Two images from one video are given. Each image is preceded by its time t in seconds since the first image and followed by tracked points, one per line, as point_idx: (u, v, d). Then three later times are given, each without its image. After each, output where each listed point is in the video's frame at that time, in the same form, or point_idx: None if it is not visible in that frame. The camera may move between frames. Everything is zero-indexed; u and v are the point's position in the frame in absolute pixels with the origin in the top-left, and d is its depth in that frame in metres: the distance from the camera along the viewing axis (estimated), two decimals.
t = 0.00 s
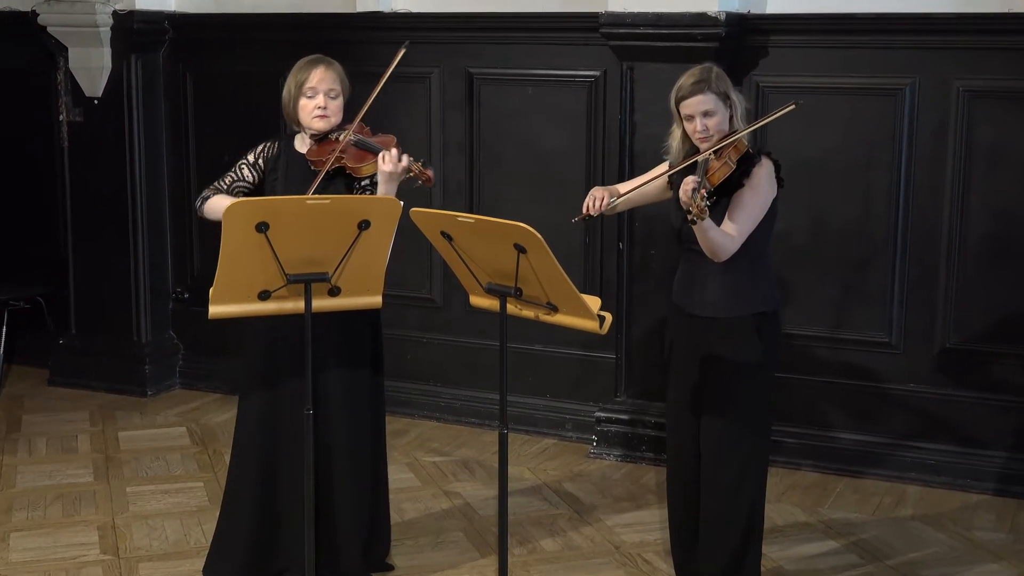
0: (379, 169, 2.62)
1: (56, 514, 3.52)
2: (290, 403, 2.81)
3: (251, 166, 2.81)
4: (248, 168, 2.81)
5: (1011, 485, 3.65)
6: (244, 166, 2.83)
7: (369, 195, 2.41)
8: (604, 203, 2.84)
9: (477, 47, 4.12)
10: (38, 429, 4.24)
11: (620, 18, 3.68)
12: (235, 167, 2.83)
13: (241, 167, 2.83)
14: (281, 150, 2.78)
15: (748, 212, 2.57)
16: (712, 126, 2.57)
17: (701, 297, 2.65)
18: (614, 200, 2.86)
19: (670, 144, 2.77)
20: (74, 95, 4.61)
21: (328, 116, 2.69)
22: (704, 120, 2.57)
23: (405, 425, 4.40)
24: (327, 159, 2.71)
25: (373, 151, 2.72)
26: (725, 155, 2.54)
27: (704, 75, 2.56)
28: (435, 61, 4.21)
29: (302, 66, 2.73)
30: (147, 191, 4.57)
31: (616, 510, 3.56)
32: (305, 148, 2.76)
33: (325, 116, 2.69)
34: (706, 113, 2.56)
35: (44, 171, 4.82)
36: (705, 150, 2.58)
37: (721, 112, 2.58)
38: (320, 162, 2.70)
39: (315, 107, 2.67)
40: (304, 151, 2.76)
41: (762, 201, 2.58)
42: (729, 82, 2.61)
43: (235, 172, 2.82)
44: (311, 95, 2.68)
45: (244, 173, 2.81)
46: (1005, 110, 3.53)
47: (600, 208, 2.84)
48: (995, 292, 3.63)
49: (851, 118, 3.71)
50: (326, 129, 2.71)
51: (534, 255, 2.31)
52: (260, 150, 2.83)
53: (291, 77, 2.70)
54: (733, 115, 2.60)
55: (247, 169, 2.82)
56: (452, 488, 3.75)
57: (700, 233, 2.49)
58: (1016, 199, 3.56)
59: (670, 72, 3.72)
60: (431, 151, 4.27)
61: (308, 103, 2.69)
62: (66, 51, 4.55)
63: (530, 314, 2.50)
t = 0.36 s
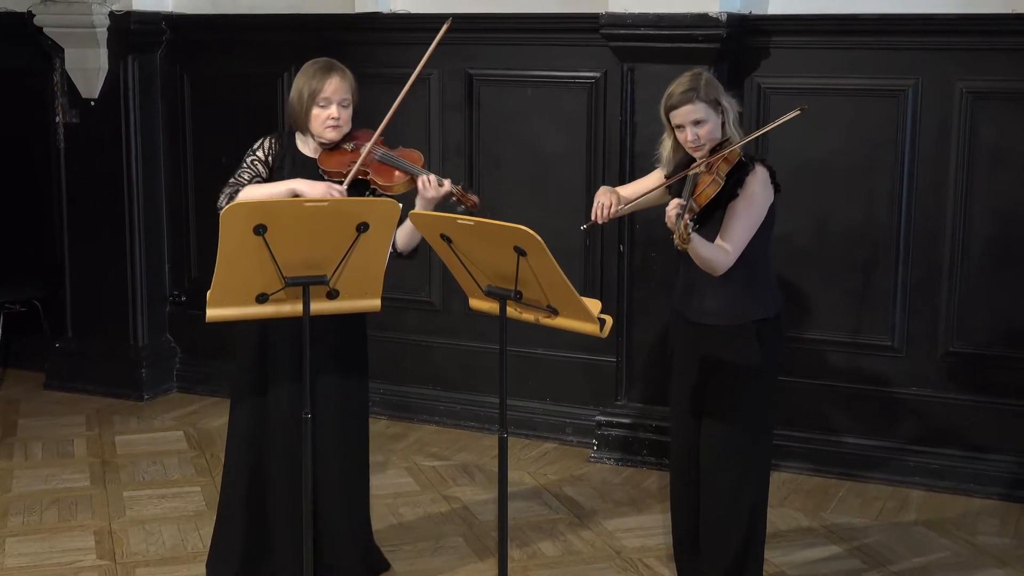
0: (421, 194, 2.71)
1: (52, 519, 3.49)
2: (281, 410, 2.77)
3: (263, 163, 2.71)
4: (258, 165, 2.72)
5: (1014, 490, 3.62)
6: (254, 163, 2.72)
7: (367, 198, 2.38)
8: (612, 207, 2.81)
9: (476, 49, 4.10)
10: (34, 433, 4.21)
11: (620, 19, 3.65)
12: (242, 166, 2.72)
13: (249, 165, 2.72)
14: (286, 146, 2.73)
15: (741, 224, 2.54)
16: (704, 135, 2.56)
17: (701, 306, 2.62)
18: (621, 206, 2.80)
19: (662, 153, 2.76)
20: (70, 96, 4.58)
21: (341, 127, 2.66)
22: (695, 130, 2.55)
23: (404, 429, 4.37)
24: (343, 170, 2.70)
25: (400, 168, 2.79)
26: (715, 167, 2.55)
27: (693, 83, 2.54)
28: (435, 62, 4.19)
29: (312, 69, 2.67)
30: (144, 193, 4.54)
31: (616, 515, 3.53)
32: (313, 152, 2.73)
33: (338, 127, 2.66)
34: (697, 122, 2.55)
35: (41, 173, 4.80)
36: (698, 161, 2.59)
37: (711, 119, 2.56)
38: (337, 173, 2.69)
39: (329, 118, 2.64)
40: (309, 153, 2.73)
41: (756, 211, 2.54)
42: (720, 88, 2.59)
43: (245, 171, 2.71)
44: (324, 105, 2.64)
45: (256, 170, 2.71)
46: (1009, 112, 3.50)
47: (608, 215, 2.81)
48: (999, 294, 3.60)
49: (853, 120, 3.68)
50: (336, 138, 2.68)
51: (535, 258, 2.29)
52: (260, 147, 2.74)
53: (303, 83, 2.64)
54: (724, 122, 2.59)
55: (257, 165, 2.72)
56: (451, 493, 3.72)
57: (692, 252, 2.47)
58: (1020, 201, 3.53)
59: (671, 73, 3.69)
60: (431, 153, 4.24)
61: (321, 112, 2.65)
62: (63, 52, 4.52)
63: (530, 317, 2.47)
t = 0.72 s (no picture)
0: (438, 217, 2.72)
1: (47, 525, 3.45)
2: (277, 415, 2.73)
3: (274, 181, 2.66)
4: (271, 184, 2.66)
5: (1019, 496, 3.59)
6: (265, 183, 2.66)
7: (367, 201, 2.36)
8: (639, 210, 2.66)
9: (476, 50, 4.07)
10: (30, 439, 4.17)
11: (621, 20, 3.62)
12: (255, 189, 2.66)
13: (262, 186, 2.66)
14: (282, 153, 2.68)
15: (734, 237, 2.51)
16: (696, 145, 2.53)
17: (701, 317, 2.59)
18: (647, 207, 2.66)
19: (657, 160, 2.72)
20: (66, 99, 4.55)
21: (341, 144, 2.66)
22: (686, 139, 2.52)
23: (403, 434, 4.33)
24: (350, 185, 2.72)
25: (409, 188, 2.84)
26: (701, 182, 2.53)
27: (686, 92, 2.51)
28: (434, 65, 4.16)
29: (311, 83, 2.62)
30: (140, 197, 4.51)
31: (617, 521, 3.50)
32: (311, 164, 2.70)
33: (338, 144, 2.66)
34: (688, 131, 2.52)
35: (37, 176, 4.76)
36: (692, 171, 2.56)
37: (704, 129, 2.53)
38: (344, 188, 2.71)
39: (331, 137, 2.63)
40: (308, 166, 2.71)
41: (748, 223, 2.51)
42: (715, 96, 2.55)
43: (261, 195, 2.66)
44: (326, 124, 2.62)
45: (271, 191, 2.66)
46: (1014, 115, 3.47)
47: (639, 219, 2.65)
48: (1003, 299, 3.57)
49: (856, 122, 3.65)
50: (336, 154, 2.68)
51: (535, 261, 2.25)
52: (261, 163, 2.67)
53: (304, 100, 2.60)
54: (718, 131, 2.54)
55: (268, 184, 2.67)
56: (450, 499, 3.68)
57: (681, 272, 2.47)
58: None
59: (673, 75, 3.66)
60: (431, 156, 4.21)
61: (322, 130, 2.63)
62: (59, 54, 4.49)
63: (529, 321, 2.44)
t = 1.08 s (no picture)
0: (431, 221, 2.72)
1: (43, 532, 3.42)
2: (273, 422, 2.70)
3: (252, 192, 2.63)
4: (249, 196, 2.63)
5: None
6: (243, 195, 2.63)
7: (365, 205, 2.32)
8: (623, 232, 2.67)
9: (476, 53, 4.04)
10: (25, 444, 4.14)
11: (622, 23, 3.59)
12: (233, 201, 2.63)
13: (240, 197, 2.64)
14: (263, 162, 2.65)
15: (731, 249, 2.48)
16: (696, 151, 2.50)
17: (700, 326, 2.56)
18: (631, 228, 2.66)
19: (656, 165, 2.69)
20: (62, 102, 4.52)
21: (325, 148, 2.63)
22: (687, 146, 2.50)
23: (403, 440, 4.30)
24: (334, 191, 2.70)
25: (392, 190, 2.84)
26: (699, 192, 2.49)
27: (688, 97, 2.48)
28: (433, 67, 4.13)
29: (292, 89, 2.59)
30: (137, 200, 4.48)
31: (618, 528, 3.47)
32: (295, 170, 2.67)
33: (323, 149, 2.63)
34: (689, 138, 2.49)
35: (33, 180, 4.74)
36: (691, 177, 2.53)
37: (705, 135, 2.50)
38: (329, 194, 2.69)
39: (315, 142, 2.60)
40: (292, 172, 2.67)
41: (747, 235, 2.47)
42: (718, 102, 2.52)
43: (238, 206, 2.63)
44: (309, 128, 2.59)
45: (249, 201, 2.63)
46: (1018, 118, 3.44)
47: (621, 242, 2.66)
48: (1007, 303, 3.54)
49: (858, 125, 3.62)
50: (321, 159, 2.64)
51: (535, 265, 2.22)
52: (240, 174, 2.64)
53: (286, 105, 2.57)
54: (720, 138, 2.52)
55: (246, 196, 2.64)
56: (450, 505, 3.65)
57: (676, 287, 2.44)
58: None
59: (674, 77, 3.63)
60: (430, 159, 4.18)
61: (306, 135, 2.60)
62: (55, 57, 4.47)
63: (529, 327, 2.41)
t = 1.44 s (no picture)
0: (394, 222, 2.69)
1: (39, 537, 3.39)
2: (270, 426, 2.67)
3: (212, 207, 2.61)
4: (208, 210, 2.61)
5: None
6: (203, 208, 2.62)
7: (363, 207, 2.28)
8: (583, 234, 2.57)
9: (475, 54, 4.02)
10: (21, 448, 4.11)
11: (623, 24, 3.56)
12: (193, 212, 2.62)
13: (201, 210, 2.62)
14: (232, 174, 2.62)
15: (725, 248, 2.44)
16: (703, 145, 2.46)
17: (700, 329, 2.53)
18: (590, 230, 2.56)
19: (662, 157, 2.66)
20: (59, 103, 4.49)
21: (295, 147, 2.59)
22: (694, 138, 2.46)
23: (402, 445, 4.26)
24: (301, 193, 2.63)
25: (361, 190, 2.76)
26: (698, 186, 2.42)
27: (702, 90, 2.45)
28: (432, 68, 4.10)
29: (253, 90, 2.56)
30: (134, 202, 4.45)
31: (618, 533, 3.43)
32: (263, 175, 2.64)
33: (292, 147, 2.59)
34: (697, 130, 2.45)
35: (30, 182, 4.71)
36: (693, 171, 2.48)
37: (714, 131, 2.46)
38: (295, 196, 2.62)
39: (284, 140, 2.56)
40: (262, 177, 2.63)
41: (746, 234, 2.44)
42: (732, 101, 2.49)
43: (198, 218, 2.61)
44: (275, 127, 2.55)
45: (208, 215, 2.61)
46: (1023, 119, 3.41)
47: (578, 243, 2.55)
48: (1011, 306, 3.51)
49: (861, 126, 3.59)
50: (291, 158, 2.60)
51: (535, 268, 2.19)
52: (206, 185, 2.62)
53: (249, 106, 2.53)
54: (729, 136, 2.48)
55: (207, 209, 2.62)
56: (449, 510, 3.62)
57: (661, 274, 2.38)
58: None
59: (676, 78, 3.60)
60: (429, 161, 4.15)
61: (273, 135, 2.56)
62: (52, 58, 4.44)
63: (529, 330, 2.38)
